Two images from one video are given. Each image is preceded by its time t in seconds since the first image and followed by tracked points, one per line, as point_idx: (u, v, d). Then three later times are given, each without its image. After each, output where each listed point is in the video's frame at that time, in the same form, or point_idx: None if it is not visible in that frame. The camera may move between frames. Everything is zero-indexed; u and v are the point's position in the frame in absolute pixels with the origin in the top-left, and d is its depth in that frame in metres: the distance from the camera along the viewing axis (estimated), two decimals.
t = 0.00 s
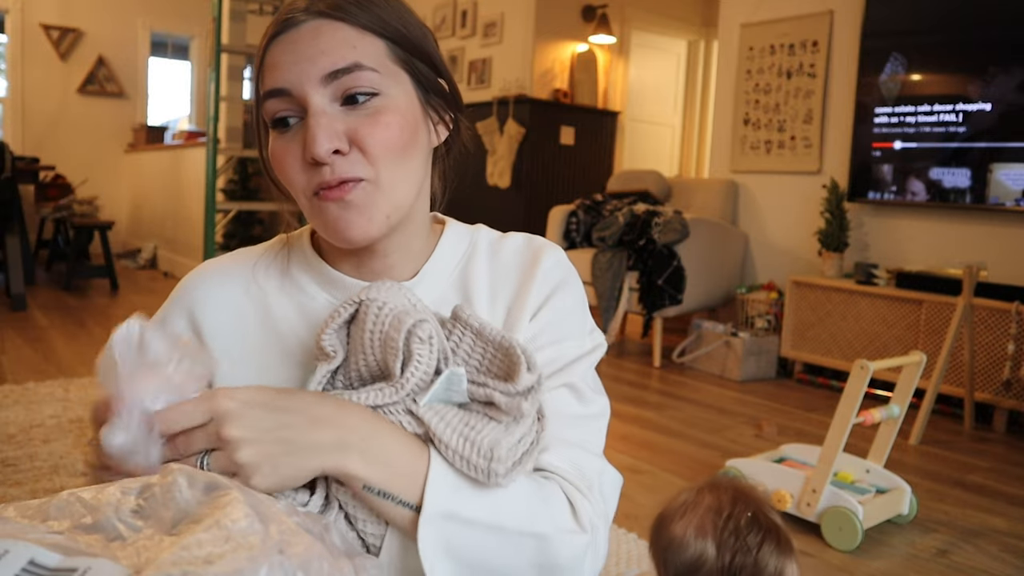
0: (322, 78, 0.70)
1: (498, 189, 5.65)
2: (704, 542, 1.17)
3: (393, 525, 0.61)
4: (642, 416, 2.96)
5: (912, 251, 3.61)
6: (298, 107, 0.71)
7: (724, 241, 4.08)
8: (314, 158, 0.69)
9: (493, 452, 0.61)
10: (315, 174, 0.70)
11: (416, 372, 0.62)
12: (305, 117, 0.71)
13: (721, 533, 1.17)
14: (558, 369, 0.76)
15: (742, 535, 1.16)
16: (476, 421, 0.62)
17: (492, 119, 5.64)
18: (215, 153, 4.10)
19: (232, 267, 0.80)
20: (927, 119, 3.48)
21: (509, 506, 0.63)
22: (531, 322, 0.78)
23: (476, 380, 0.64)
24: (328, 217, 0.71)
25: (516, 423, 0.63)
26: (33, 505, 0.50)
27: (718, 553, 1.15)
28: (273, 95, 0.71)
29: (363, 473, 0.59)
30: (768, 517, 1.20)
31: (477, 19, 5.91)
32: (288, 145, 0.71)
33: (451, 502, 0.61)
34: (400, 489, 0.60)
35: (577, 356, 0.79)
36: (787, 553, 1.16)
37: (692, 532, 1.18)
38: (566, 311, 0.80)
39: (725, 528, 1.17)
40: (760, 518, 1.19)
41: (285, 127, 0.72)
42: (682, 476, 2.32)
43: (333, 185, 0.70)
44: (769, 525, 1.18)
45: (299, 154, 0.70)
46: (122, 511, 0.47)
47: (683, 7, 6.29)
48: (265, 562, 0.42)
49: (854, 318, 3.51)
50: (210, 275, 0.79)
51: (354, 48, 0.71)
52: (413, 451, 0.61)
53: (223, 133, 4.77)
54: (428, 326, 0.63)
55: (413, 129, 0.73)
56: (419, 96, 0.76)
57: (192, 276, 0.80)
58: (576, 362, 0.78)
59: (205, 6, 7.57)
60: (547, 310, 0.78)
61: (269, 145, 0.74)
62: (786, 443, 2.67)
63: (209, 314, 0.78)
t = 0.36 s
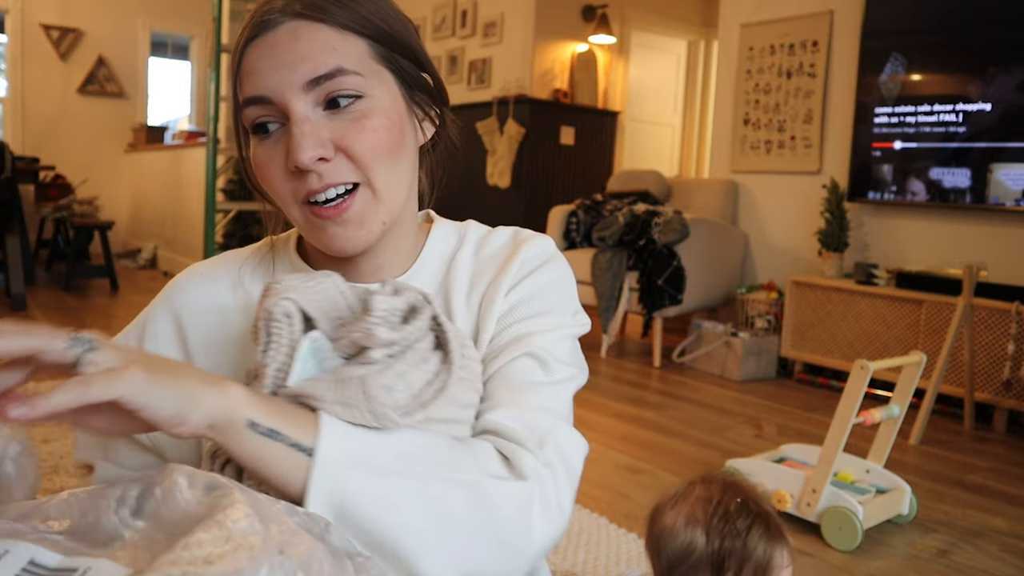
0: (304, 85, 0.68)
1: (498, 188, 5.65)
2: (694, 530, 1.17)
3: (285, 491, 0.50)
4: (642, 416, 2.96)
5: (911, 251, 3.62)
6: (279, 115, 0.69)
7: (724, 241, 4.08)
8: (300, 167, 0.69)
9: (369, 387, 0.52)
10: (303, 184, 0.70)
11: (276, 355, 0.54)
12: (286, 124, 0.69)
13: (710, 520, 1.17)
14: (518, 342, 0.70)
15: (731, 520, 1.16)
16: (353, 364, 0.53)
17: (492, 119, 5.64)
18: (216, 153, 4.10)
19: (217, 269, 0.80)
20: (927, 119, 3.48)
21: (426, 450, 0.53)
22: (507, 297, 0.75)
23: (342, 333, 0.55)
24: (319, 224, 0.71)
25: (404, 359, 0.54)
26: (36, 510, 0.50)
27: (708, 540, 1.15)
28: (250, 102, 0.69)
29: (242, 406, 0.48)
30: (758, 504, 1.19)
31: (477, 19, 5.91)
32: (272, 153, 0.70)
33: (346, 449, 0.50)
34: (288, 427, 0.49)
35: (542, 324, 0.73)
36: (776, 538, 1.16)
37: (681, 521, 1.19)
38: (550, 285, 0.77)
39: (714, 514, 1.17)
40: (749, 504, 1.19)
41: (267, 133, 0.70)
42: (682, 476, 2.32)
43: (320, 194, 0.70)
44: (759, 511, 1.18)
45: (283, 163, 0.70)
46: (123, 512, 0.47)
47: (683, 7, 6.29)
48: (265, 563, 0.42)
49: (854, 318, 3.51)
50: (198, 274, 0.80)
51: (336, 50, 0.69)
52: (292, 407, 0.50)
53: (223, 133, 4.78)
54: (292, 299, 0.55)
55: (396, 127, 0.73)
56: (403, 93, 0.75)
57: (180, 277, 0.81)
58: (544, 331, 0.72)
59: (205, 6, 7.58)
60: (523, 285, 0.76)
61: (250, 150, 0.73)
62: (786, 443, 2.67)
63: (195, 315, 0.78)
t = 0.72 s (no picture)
0: (306, 82, 0.68)
1: (498, 189, 5.65)
2: (706, 532, 1.17)
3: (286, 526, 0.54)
4: (642, 416, 2.96)
5: (911, 252, 3.62)
6: (280, 111, 0.70)
7: (724, 241, 4.08)
8: (301, 165, 0.69)
9: (387, 428, 0.55)
10: (304, 180, 0.70)
11: (261, 364, 0.59)
12: (287, 120, 0.70)
13: (722, 521, 1.17)
14: (521, 351, 0.72)
15: (744, 522, 1.16)
16: (359, 405, 0.57)
17: (491, 119, 5.64)
18: (216, 153, 4.11)
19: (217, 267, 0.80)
20: (927, 119, 3.48)
21: (427, 490, 0.57)
22: (509, 302, 0.76)
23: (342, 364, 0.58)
24: (318, 220, 0.71)
25: (407, 392, 0.58)
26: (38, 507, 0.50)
27: (720, 542, 1.15)
28: (251, 100, 0.70)
29: (231, 457, 0.52)
30: (768, 504, 1.20)
31: (477, 19, 5.91)
32: (272, 151, 0.71)
33: (352, 495, 0.54)
34: (278, 475, 0.53)
35: (542, 332, 0.74)
36: (788, 539, 1.17)
37: (692, 522, 1.19)
38: (552, 291, 0.78)
39: (726, 515, 1.18)
40: (760, 505, 1.19)
41: (267, 129, 0.71)
42: (682, 476, 2.32)
43: (323, 190, 0.70)
44: (769, 512, 1.19)
45: (283, 161, 0.70)
46: (123, 513, 0.47)
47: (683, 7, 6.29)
48: (265, 562, 0.42)
49: (854, 318, 3.52)
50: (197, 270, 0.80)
51: (337, 46, 0.70)
52: (294, 458, 0.55)
53: (223, 133, 4.78)
54: (269, 310, 0.59)
55: (398, 125, 0.73)
56: (405, 92, 0.76)
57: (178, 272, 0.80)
58: (545, 341, 0.73)
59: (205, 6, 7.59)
60: (526, 289, 0.77)
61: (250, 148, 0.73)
62: (787, 444, 2.67)
63: (198, 316, 0.78)
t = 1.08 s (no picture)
0: (345, 84, 0.70)
1: (498, 189, 5.66)
2: (700, 547, 1.17)
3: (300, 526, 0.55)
4: (642, 416, 2.96)
5: (911, 252, 3.62)
6: (317, 111, 0.70)
7: (724, 241, 4.07)
8: (341, 165, 0.70)
9: (407, 424, 0.57)
10: (341, 180, 0.71)
11: (286, 359, 0.59)
12: (324, 121, 0.71)
13: (716, 538, 1.17)
14: (530, 343, 0.73)
15: (738, 541, 1.16)
16: (378, 401, 0.58)
17: (492, 119, 5.64)
18: (215, 153, 4.13)
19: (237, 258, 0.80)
20: (927, 119, 3.48)
21: (440, 485, 0.58)
22: (518, 297, 0.76)
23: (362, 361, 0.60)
24: (353, 219, 0.73)
25: (425, 389, 0.60)
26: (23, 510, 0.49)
27: (713, 558, 1.16)
28: (286, 99, 0.70)
29: (246, 458, 0.53)
30: (766, 524, 1.20)
31: (477, 19, 5.91)
32: (307, 149, 0.71)
33: (365, 486, 0.56)
34: (288, 474, 0.54)
35: (552, 326, 0.75)
36: (783, 560, 1.15)
37: (686, 537, 1.19)
38: (558, 288, 0.79)
39: (721, 533, 1.17)
40: (757, 525, 1.19)
41: (301, 127, 0.71)
42: (682, 476, 2.32)
43: (360, 191, 0.72)
44: (766, 532, 1.18)
45: (320, 160, 0.71)
46: (117, 516, 0.47)
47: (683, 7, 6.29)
48: (262, 559, 0.42)
49: (854, 318, 3.51)
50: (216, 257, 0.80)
51: (372, 49, 0.71)
52: (303, 455, 0.56)
53: (223, 133, 4.78)
54: (299, 304, 0.60)
55: (425, 127, 0.76)
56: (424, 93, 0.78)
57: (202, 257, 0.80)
58: (554, 336, 0.74)
59: (205, 6, 7.59)
60: (535, 286, 0.77)
61: (277, 146, 0.73)
62: (786, 444, 2.67)
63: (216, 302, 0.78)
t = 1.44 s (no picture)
0: (363, 85, 0.71)
1: (498, 188, 5.66)
2: (715, 541, 1.17)
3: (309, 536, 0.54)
4: (642, 416, 2.96)
5: (911, 252, 3.62)
6: (333, 111, 0.71)
7: (724, 241, 4.07)
8: (358, 166, 0.71)
9: (415, 423, 0.57)
10: (356, 181, 0.72)
11: (283, 360, 0.60)
12: (340, 121, 0.71)
13: (732, 532, 1.17)
14: (530, 339, 0.73)
15: (754, 533, 1.17)
16: (384, 401, 0.58)
17: (492, 119, 5.64)
18: (215, 153, 4.17)
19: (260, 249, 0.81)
20: (927, 119, 3.48)
21: (444, 486, 0.57)
22: (515, 295, 0.77)
23: (366, 363, 0.60)
24: (365, 221, 0.73)
25: (427, 389, 0.60)
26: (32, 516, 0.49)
27: (730, 551, 1.16)
28: (302, 98, 0.70)
29: (251, 473, 0.53)
30: (778, 517, 1.21)
31: (477, 19, 5.91)
32: (322, 148, 0.72)
33: (371, 495, 0.55)
34: (296, 484, 0.54)
35: (550, 322, 0.75)
36: (798, 552, 1.17)
37: (701, 531, 1.18)
38: (555, 287, 0.79)
39: (736, 525, 1.18)
40: (770, 518, 1.20)
41: (316, 126, 0.72)
42: (682, 476, 2.32)
43: (375, 193, 0.73)
44: (779, 524, 1.19)
45: (336, 159, 0.72)
46: (123, 513, 0.47)
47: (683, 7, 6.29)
48: (265, 563, 0.42)
49: (854, 317, 3.51)
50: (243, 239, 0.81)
51: (390, 51, 0.72)
52: (308, 460, 0.56)
53: (223, 133, 4.79)
54: (292, 308, 0.61)
55: (436, 130, 0.77)
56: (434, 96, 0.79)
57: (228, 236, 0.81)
58: (552, 332, 0.74)
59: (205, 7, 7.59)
60: (534, 284, 0.78)
61: (289, 145, 0.74)
62: (787, 444, 2.67)
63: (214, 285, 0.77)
